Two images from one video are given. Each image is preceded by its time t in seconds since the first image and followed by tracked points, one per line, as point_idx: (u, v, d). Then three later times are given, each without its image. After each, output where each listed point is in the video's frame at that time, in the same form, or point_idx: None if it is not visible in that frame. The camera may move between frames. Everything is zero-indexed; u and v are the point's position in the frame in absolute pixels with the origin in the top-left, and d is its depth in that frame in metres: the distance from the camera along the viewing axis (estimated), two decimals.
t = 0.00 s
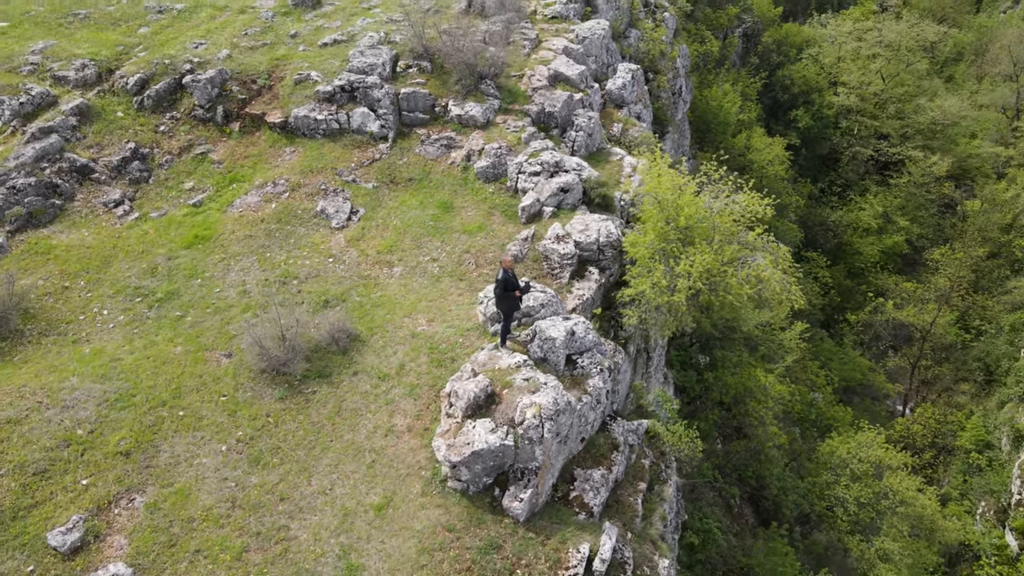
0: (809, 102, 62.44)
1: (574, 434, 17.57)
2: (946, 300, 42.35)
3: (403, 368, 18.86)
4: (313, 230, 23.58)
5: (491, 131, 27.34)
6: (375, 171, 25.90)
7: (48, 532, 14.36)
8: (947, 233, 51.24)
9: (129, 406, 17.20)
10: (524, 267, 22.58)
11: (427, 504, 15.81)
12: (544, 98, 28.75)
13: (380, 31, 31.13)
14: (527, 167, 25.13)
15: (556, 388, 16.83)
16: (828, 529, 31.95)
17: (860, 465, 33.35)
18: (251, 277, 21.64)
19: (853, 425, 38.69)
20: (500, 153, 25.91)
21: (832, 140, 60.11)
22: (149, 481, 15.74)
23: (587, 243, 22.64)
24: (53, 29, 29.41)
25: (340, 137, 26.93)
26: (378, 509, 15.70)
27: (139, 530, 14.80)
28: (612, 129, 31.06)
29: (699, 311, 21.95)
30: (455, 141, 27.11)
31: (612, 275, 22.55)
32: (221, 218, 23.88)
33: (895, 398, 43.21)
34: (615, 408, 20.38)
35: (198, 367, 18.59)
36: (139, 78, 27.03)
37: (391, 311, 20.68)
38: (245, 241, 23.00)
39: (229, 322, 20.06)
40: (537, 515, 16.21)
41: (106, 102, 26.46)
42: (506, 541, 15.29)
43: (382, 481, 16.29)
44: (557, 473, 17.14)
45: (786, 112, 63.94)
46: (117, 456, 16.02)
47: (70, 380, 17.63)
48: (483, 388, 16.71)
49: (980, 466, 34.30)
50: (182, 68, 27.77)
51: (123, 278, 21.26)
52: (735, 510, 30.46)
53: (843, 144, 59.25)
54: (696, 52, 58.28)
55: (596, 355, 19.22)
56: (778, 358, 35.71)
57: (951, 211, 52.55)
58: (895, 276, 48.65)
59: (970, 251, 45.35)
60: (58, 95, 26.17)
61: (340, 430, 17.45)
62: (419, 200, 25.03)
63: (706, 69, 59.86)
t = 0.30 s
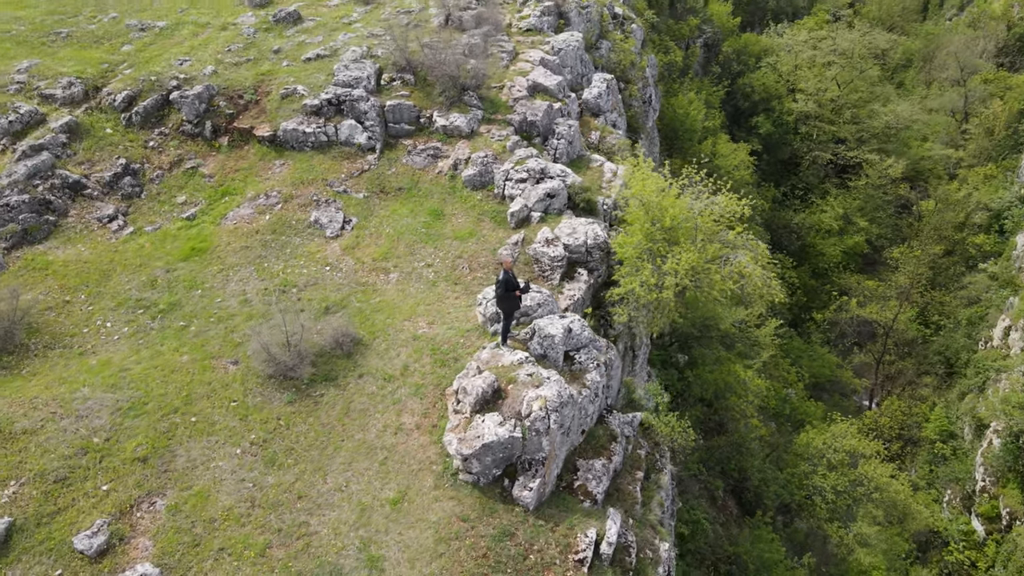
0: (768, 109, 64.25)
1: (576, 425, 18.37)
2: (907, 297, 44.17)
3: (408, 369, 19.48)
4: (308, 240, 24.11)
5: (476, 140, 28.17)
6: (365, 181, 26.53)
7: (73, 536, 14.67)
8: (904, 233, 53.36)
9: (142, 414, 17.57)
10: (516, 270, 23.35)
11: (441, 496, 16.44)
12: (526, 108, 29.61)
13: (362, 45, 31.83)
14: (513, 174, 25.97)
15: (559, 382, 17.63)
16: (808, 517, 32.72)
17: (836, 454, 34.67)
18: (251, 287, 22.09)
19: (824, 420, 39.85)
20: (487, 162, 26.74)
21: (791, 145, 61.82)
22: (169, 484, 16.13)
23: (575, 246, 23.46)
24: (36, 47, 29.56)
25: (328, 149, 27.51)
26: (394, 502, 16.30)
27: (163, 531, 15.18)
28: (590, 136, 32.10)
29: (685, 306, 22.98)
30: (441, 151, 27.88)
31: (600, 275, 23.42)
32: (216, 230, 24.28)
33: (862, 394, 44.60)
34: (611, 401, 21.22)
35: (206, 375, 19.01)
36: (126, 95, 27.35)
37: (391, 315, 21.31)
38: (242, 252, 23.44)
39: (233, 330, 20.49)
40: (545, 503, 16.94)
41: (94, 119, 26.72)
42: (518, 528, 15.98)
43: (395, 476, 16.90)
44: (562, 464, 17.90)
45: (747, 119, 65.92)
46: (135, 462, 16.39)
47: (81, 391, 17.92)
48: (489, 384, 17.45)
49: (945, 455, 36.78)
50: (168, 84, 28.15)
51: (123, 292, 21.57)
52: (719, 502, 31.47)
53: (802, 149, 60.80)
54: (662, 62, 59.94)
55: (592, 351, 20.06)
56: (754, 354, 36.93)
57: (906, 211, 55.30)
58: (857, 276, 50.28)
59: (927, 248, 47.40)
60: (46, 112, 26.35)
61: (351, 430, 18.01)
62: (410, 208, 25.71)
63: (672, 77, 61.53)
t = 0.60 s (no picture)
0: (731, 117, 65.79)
1: (577, 418, 19.20)
2: (870, 295, 46.02)
3: (412, 371, 20.16)
4: (304, 250, 24.67)
5: (461, 151, 29.04)
6: (356, 192, 27.20)
7: (100, 539, 15.05)
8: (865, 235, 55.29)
9: (157, 421, 18.01)
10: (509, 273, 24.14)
11: (453, 489, 17.11)
12: (509, 118, 30.55)
13: (346, 60, 32.55)
14: (501, 182, 26.79)
15: (561, 377, 18.44)
16: (788, 508, 33.36)
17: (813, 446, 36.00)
18: (251, 297, 22.58)
19: (798, 417, 40.61)
20: (474, 170, 27.57)
21: (754, 152, 63.17)
22: (188, 487, 16.59)
23: (564, 249, 24.24)
24: (20, 66, 29.74)
25: (318, 162, 28.11)
26: (409, 497, 16.94)
27: (186, 532, 15.62)
28: (569, 145, 33.16)
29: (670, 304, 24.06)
30: (428, 162, 28.66)
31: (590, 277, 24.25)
32: (212, 243, 24.72)
33: (830, 393, 45.52)
34: (606, 397, 22.06)
35: (215, 382, 19.47)
36: (116, 112, 27.72)
37: (391, 320, 21.98)
38: (240, 263, 23.91)
39: (238, 339, 20.97)
40: (552, 493, 17.65)
41: (85, 136, 27.04)
42: (528, 516, 16.64)
43: (407, 472, 17.55)
44: (565, 456, 18.66)
45: (712, 127, 67.89)
46: (154, 467, 16.82)
47: (94, 401, 18.30)
48: (494, 382, 18.21)
49: (912, 447, 38.29)
50: (156, 101, 28.57)
51: (125, 304, 21.92)
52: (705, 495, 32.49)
53: (765, 155, 62.17)
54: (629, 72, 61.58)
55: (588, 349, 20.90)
56: (732, 353, 38.12)
57: (866, 214, 57.56)
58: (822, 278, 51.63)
59: (887, 248, 49.45)
60: (36, 131, 26.58)
61: (361, 430, 18.62)
62: (401, 217, 26.43)
63: (639, 88, 63.19)
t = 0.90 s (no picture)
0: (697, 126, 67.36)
1: (578, 412, 20.05)
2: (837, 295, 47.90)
3: (417, 372, 20.89)
4: (302, 260, 25.27)
5: (449, 160, 29.92)
6: (350, 202, 27.90)
7: (128, 540, 15.49)
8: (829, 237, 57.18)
9: (173, 426, 18.51)
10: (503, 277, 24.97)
11: (465, 482, 17.83)
12: (494, 129, 31.49)
13: (331, 74, 33.27)
14: (490, 190, 27.59)
15: (563, 373, 19.27)
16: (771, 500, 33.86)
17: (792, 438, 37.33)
18: (253, 305, 23.11)
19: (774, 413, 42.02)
20: (464, 179, 28.41)
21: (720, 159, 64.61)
22: (209, 488, 17.10)
23: (555, 253, 24.99)
24: (9, 84, 29.94)
25: (310, 173, 28.74)
26: (423, 490, 17.63)
27: (210, 530, 16.12)
28: (552, 153, 34.18)
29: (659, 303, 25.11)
30: (417, 172, 29.46)
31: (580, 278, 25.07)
32: (210, 254, 25.20)
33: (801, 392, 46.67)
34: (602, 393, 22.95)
35: (226, 387, 19.98)
36: (108, 128, 28.09)
37: (393, 324, 22.69)
38: (240, 273, 24.43)
39: (244, 346, 21.49)
40: (558, 483, 18.45)
41: (78, 152, 27.37)
42: (537, 505, 17.39)
43: (420, 467, 18.24)
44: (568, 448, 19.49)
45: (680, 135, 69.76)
46: (174, 470, 17.32)
47: (109, 409, 18.73)
48: (500, 379, 19.02)
49: (881, 441, 40.12)
50: (147, 116, 28.99)
51: (129, 316, 22.32)
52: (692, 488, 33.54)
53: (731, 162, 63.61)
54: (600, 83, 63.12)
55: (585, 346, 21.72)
56: (711, 352, 39.32)
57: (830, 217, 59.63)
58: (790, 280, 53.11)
59: (851, 249, 51.39)
60: (29, 147, 26.85)
61: (372, 429, 19.28)
62: (395, 226, 27.16)
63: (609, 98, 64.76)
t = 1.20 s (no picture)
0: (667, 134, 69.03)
1: (579, 405, 20.96)
2: (807, 295, 49.53)
3: (422, 372, 21.66)
4: (301, 268, 25.87)
5: (438, 169, 30.78)
6: (344, 211, 28.58)
7: (156, 538, 15.99)
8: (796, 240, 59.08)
9: (190, 429, 19.06)
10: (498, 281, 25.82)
11: (477, 474, 18.58)
12: (480, 138, 32.39)
13: (319, 88, 33.98)
14: (481, 197, 28.43)
15: (564, 368, 20.18)
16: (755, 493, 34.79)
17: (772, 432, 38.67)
18: (257, 313, 23.66)
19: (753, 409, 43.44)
20: (455, 187, 29.25)
21: (689, 166, 66.17)
22: (230, 487, 17.65)
23: (547, 256, 25.80)
24: None
25: (303, 184, 29.36)
26: (437, 483, 18.34)
27: (235, 527, 16.67)
28: (535, 161, 35.19)
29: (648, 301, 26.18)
30: (408, 181, 30.26)
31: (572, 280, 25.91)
32: (210, 264, 25.70)
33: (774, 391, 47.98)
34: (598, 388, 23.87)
35: (238, 392, 20.55)
36: (102, 143, 28.47)
37: (395, 328, 23.44)
38: (241, 282, 24.97)
39: (251, 352, 22.05)
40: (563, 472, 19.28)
41: (73, 167, 27.71)
42: (546, 494, 18.17)
43: (432, 462, 18.97)
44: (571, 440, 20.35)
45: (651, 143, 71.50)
46: (195, 472, 17.87)
47: (125, 416, 19.22)
48: (505, 375, 19.88)
49: (852, 436, 41.48)
50: (140, 131, 29.44)
51: (134, 326, 22.74)
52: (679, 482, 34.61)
53: (700, 168, 65.23)
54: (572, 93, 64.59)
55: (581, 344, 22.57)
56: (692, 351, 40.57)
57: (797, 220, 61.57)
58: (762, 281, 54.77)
59: (817, 250, 53.28)
60: (25, 163, 27.13)
61: (383, 427, 19.99)
62: (389, 234, 27.91)
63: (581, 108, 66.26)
